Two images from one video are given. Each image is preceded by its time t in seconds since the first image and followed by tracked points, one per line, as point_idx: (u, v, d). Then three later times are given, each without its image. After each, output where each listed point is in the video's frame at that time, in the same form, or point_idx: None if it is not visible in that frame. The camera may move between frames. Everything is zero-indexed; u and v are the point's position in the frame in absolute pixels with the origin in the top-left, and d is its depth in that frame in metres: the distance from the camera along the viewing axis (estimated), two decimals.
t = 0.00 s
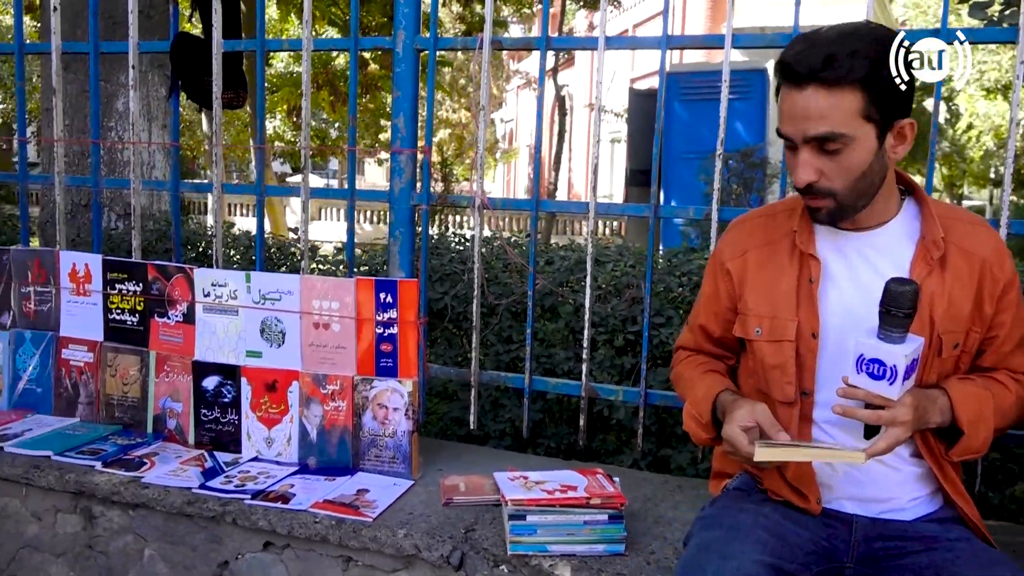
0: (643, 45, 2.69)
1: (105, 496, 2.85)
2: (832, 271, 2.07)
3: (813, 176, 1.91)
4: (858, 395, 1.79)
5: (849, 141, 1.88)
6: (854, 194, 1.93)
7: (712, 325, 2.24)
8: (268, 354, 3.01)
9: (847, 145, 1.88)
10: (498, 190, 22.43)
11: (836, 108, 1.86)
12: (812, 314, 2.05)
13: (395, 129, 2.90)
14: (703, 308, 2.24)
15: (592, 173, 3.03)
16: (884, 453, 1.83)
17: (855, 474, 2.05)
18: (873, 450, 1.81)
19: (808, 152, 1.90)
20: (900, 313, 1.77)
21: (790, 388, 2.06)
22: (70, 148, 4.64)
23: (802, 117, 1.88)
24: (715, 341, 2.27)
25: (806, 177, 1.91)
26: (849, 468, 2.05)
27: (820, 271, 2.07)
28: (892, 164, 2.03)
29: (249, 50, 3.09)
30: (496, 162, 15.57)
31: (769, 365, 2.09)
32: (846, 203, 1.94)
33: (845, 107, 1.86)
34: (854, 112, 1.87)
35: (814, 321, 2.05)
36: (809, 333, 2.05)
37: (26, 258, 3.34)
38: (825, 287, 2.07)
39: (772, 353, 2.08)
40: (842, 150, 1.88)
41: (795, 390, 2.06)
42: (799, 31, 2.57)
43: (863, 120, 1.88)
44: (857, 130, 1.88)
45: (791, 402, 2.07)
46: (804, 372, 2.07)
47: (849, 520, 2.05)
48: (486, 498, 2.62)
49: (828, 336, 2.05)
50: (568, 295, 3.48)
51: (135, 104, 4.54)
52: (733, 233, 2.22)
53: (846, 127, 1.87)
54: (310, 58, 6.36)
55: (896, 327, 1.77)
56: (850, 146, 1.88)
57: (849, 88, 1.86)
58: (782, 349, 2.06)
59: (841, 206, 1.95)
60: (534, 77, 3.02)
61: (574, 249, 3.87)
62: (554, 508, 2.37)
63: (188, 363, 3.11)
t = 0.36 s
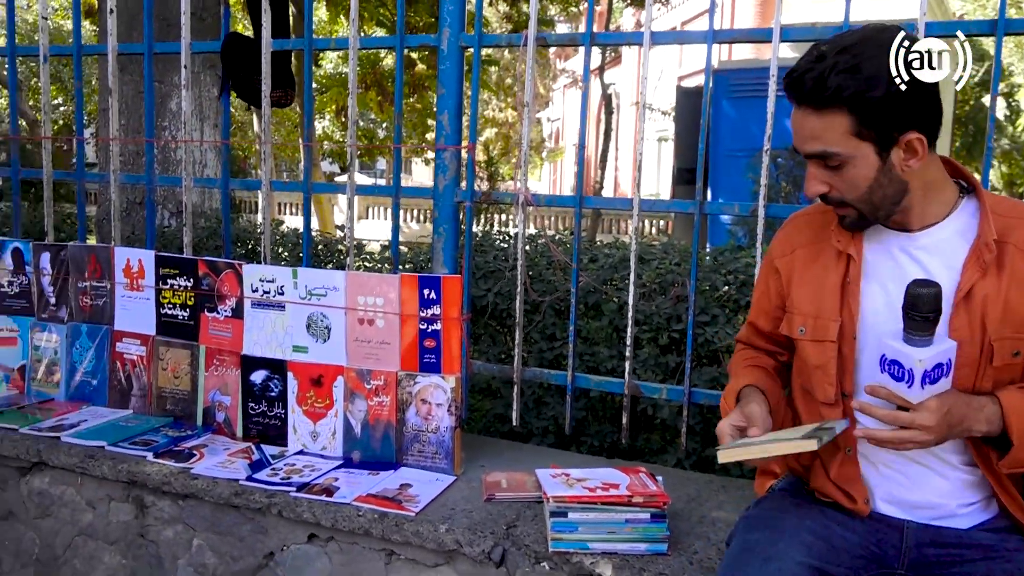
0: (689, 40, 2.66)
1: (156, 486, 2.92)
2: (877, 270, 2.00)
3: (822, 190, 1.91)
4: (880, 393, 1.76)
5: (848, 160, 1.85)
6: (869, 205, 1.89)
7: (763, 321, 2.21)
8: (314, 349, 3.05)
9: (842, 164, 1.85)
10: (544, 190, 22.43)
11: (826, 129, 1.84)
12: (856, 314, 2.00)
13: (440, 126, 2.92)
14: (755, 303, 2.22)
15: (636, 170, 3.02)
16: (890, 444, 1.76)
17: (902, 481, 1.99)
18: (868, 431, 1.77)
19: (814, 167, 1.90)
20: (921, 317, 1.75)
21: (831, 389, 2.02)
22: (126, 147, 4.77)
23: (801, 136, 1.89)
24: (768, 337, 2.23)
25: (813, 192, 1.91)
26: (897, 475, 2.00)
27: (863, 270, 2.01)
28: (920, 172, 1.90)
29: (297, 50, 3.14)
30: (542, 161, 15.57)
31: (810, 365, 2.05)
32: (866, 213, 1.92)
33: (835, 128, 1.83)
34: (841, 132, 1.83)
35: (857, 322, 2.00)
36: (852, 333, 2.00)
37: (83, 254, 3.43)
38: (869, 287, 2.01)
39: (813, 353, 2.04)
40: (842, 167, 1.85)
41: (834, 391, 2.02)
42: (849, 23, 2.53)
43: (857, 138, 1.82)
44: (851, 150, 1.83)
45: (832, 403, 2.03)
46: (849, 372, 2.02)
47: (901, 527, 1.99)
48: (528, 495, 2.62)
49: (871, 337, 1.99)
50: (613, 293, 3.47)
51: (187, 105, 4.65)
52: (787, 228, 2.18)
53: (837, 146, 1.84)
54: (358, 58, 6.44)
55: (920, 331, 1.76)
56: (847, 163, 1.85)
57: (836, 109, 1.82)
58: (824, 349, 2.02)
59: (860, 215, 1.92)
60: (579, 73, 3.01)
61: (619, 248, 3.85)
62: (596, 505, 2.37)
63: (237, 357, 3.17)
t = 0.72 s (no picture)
0: (734, 36, 2.63)
1: (202, 477, 2.98)
2: (938, 269, 1.94)
3: (885, 188, 1.86)
4: (933, 398, 1.76)
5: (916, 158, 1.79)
6: (935, 206, 1.84)
7: (807, 308, 2.17)
8: (357, 344, 3.08)
9: (910, 161, 1.80)
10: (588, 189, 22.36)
11: (895, 123, 1.79)
12: (910, 312, 1.96)
13: (482, 124, 2.93)
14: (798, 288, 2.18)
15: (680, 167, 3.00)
16: (941, 451, 1.75)
17: (951, 489, 1.95)
18: (921, 434, 1.76)
19: (878, 163, 1.85)
20: (982, 325, 1.70)
21: (871, 387, 1.98)
22: (177, 145, 4.88)
23: (866, 130, 1.84)
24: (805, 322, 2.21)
25: (875, 189, 1.86)
26: (946, 483, 1.95)
27: (922, 267, 1.96)
28: (991, 174, 1.85)
29: (342, 49, 3.18)
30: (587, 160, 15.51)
31: (852, 359, 2.02)
32: (929, 213, 1.86)
33: (905, 123, 1.78)
34: (911, 128, 1.78)
35: (911, 319, 1.95)
36: (904, 330, 1.96)
37: (135, 249, 3.52)
38: (926, 286, 1.96)
39: (859, 348, 2.01)
40: (909, 164, 1.80)
41: (876, 389, 1.98)
42: (900, 18, 2.47)
43: (927, 136, 1.77)
44: (920, 147, 1.78)
45: (872, 401, 1.99)
46: (896, 370, 1.98)
47: (950, 534, 1.94)
48: (568, 492, 2.61)
49: (922, 337, 1.94)
50: (656, 292, 3.44)
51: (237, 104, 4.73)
52: (843, 215, 2.13)
53: (905, 143, 1.79)
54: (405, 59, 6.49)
55: (978, 338, 1.71)
56: (916, 161, 1.79)
57: (909, 105, 1.77)
58: (871, 344, 1.99)
59: (922, 215, 1.86)
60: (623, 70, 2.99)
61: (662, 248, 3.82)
62: (635, 504, 2.35)
63: (282, 351, 3.22)
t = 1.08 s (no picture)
0: (791, 22, 2.58)
1: (259, 464, 3.05)
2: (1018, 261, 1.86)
3: (967, 173, 1.78)
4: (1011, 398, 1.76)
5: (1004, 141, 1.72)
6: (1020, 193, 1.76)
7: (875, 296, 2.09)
8: (410, 336, 3.11)
9: (998, 145, 1.72)
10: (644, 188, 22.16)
11: (982, 106, 1.72)
12: (985, 303, 1.88)
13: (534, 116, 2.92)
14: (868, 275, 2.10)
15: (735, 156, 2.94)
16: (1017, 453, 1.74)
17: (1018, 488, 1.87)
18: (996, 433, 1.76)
19: (962, 146, 1.79)
20: None
21: (939, 378, 1.91)
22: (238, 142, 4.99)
23: (950, 112, 1.78)
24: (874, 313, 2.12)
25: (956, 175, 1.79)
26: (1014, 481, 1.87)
27: (1001, 257, 1.88)
28: None
29: (396, 43, 3.21)
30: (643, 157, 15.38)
31: (920, 349, 1.95)
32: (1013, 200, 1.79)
33: (993, 107, 1.71)
34: (1001, 110, 1.71)
35: (985, 311, 1.88)
36: (977, 322, 1.88)
37: (197, 243, 3.61)
38: (1004, 277, 1.87)
39: (928, 337, 1.93)
40: (996, 149, 1.73)
41: (943, 379, 1.91)
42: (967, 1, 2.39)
43: (1016, 120, 1.70)
44: (1009, 131, 1.71)
45: (939, 392, 1.92)
46: (967, 362, 1.90)
47: (1016, 535, 1.87)
48: (619, 486, 2.59)
49: (996, 329, 1.87)
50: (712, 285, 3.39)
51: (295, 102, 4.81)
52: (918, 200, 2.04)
53: (993, 126, 1.72)
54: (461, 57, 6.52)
55: None
56: (1003, 144, 1.72)
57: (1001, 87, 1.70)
58: (941, 335, 1.91)
59: (1004, 202, 1.79)
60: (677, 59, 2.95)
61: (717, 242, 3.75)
62: (686, 498, 2.32)
63: (337, 343, 3.27)
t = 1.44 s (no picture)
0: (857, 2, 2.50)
1: (315, 449, 3.09)
2: None
3: None
4: None
5: None
6: None
7: (946, 290, 2.01)
8: (463, 324, 3.12)
9: None
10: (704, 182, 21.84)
11: None
12: None
13: (590, 102, 2.89)
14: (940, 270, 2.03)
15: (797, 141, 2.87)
16: None
17: None
18: None
19: None
20: None
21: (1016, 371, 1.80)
22: (298, 135, 5.06)
23: None
24: (946, 312, 2.04)
25: None
26: None
27: None
28: None
29: (452, 31, 3.21)
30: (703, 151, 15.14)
31: (995, 340, 1.85)
32: None
33: None
34: None
35: None
36: None
37: (257, 232, 3.68)
38: None
39: (1002, 328, 1.84)
40: None
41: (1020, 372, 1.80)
42: None
43: None
44: None
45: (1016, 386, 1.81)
46: None
47: None
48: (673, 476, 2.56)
49: None
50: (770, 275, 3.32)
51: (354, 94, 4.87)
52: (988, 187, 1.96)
53: None
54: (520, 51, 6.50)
55: None
56: None
57: None
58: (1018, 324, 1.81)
59: None
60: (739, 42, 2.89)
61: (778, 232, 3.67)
62: (743, 490, 2.26)
63: (392, 331, 3.29)
